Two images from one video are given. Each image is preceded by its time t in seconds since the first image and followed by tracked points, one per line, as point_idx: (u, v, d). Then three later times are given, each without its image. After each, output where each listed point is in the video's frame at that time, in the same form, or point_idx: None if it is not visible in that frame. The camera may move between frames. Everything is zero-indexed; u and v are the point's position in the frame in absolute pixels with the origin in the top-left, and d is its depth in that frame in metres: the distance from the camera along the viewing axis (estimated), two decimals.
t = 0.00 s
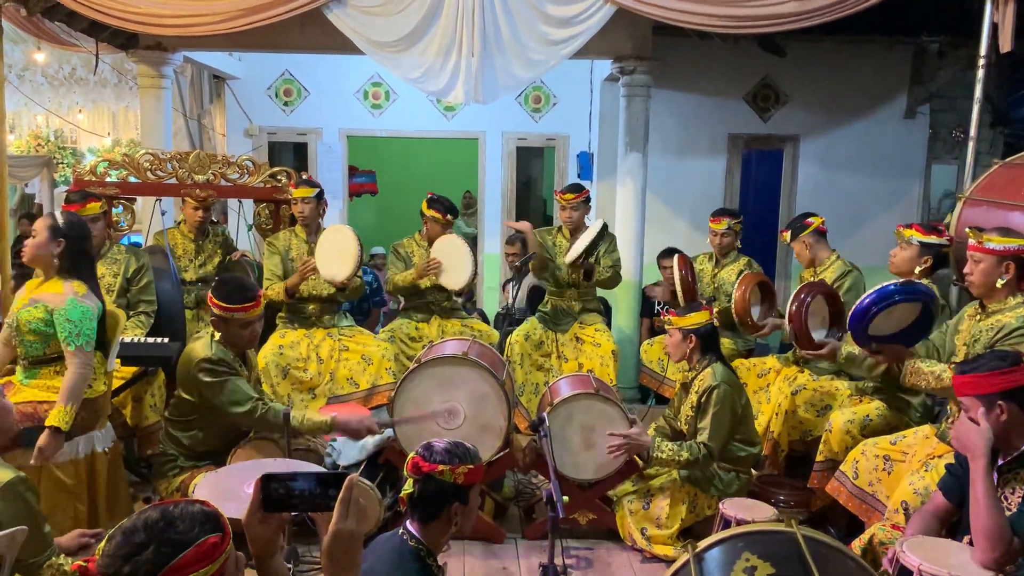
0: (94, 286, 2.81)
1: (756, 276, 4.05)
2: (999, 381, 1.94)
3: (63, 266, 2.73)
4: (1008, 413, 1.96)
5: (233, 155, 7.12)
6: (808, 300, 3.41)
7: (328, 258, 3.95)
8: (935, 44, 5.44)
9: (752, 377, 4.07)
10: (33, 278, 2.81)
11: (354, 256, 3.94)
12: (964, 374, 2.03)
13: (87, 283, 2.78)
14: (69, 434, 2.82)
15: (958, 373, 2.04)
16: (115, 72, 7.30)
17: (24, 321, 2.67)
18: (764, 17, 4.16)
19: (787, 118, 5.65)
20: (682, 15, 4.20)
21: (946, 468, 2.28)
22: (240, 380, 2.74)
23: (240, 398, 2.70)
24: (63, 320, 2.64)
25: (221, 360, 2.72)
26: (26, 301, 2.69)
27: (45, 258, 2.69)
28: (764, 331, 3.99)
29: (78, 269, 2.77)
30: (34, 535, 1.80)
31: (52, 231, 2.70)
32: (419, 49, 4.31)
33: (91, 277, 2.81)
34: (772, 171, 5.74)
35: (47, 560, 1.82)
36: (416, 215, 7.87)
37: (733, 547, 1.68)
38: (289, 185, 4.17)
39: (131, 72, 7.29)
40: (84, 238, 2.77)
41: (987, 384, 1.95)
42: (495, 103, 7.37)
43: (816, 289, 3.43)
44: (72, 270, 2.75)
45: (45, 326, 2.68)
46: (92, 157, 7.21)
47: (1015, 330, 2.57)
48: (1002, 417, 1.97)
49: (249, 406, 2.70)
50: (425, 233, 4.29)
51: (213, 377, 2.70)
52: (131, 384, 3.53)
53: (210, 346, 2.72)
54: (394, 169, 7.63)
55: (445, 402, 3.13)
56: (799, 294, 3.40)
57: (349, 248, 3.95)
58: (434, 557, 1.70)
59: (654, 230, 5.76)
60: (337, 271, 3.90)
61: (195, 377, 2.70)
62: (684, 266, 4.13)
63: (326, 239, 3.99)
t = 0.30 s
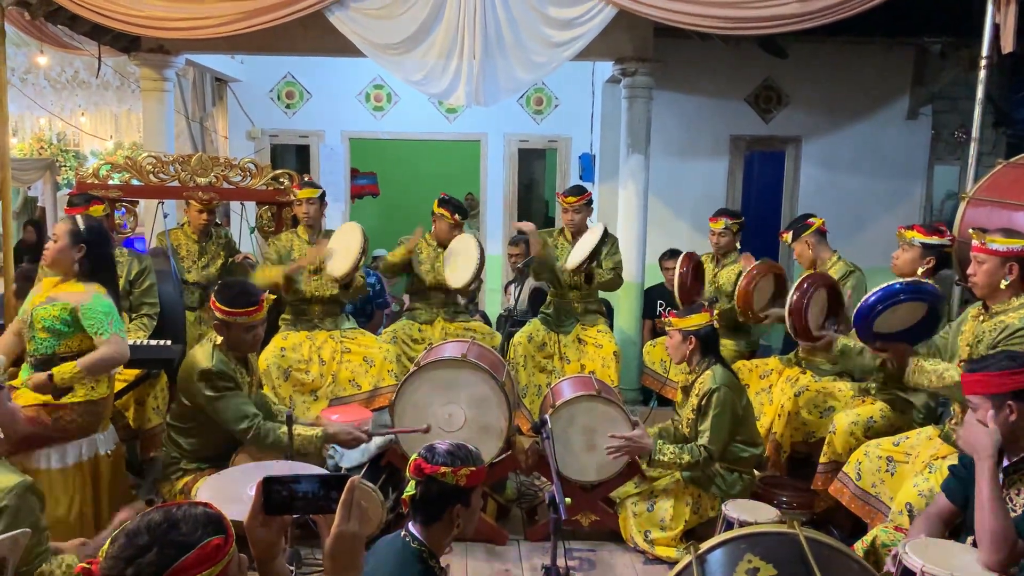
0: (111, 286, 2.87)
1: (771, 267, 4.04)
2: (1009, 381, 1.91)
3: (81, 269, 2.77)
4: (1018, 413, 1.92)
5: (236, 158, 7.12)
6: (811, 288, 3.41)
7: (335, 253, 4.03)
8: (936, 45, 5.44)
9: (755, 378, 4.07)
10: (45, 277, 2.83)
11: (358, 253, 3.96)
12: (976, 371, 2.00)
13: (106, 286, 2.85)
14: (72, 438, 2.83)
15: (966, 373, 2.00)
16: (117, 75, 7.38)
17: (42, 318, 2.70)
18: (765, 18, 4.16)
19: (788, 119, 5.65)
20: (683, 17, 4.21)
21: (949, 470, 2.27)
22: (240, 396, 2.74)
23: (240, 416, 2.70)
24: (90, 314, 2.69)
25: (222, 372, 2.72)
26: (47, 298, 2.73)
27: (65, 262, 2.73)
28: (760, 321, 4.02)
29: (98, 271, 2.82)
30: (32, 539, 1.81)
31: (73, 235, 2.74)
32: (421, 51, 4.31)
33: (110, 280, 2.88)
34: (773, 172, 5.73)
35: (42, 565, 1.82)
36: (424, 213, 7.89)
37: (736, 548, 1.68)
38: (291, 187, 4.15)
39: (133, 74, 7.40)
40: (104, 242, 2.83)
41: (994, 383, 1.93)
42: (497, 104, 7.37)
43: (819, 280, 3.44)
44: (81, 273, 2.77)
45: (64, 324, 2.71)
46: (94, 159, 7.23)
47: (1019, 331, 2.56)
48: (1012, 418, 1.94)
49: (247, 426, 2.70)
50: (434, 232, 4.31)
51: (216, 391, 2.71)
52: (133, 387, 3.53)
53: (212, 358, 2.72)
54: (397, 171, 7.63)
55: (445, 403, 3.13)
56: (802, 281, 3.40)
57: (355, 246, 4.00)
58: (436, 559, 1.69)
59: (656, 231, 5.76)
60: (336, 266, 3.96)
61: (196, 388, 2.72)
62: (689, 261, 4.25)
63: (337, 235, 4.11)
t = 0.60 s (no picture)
0: (117, 288, 2.87)
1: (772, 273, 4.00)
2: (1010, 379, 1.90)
3: (85, 272, 2.77)
4: None
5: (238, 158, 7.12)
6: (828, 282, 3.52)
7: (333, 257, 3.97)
8: (939, 44, 5.43)
9: (757, 378, 4.06)
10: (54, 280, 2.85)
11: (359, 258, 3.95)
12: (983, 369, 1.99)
13: (110, 288, 2.85)
14: (73, 439, 2.83)
15: (974, 371, 2.00)
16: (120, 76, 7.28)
17: (47, 317, 2.71)
18: (767, 18, 4.16)
19: (790, 119, 5.64)
20: (685, 17, 4.21)
21: (953, 470, 2.27)
22: (240, 402, 2.73)
23: (240, 421, 2.71)
24: (91, 315, 2.69)
25: (220, 383, 2.70)
26: (52, 298, 2.74)
27: (68, 266, 2.73)
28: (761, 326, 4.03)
29: (101, 273, 2.82)
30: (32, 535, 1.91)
31: (70, 240, 2.72)
32: (422, 52, 4.31)
33: (113, 282, 2.87)
34: (776, 172, 5.72)
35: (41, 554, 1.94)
36: (422, 213, 7.91)
37: (738, 548, 1.68)
38: (293, 189, 4.20)
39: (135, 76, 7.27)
40: (102, 244, 2.81)
41: (995, 382, 1.93)
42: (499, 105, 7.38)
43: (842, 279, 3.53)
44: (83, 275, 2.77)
45: (68, 325, 2.72)
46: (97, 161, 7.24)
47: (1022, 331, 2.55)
48: (1019, 418, 1.92)
49: (247, 431, 2.71)
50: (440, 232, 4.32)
51: (214, 399, 2.70)
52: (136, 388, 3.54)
53: (211, 369, 2.70)
54: (397, 174, 7.65)
55: (450, 404, 3.13)
56: (822, 273, 3.53)
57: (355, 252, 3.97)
58: (439, 559, 1.69)
59: (658, 231, 5.75)
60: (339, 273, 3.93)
61: (195, 399, 2.71)
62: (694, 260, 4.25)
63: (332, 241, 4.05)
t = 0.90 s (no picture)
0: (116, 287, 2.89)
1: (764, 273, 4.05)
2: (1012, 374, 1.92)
3: (83, 271, 2.76)
4: None
5: (241, 157, 7.13)
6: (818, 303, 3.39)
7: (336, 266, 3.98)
8: (942, 42, 5.42)
9: (759, 377, 4.06)
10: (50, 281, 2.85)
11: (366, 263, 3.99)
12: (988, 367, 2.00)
13: (110, 287, 2.86)
14: (76, 438, 2.83)
15: (978, 369, 1.99)
16: (122, 75, 7.26)
17: (50, 318, 2.71)
18: (769, 16, 4.15)
19: (793, 117, 5.63)
20: (687, 15, 4.20)
21: (956, 469, 2.27)
22: (247, 397, 2.75)
23: (247, 417, 2.73)
24: (100, 311, 2.71)
25: (227, 378, 2.72)
26: (55, 296, 2.75)
27: (67, 268, 2.72)
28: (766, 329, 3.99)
29: (99, 271, 2.82)
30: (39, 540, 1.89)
31: (65, 242, 2.70)
32: (424, 50, 4.31)
33: (110, 281, 2.88)
34: (778, 170, 5.71)
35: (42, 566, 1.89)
36: (418, 214, 7.68)
37: (740, 546, 1.67)
38: (296, 187, 4.18)
39: (138, 74, 7.25)
40: (94, 242, 2.79)
41: (1000, 380, 1.93)
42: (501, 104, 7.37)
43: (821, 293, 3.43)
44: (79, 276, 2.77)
45: (71, 324, 2.73)
46: (99, 159, 7.24)
47: None
48: None
49: (255, 427, 2.73)
50: (436, 233, 4.29)
51: (221, 395, 2.71)
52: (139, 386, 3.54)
53: (216, 363, 2.71)
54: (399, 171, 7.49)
55: (451, 402, 3.12)
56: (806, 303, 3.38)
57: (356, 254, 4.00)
58: (441, 556, 1.70)
59: (661, 230, 5.75)
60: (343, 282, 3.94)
61: (201, 395, 2.71)
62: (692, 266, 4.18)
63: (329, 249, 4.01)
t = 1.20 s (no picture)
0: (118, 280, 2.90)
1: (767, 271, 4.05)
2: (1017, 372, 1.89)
3: (87, 266, 2.78)
4: None
5: (243, 153, 7.13)
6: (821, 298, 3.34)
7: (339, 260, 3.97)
8: (945, 39, 5.41)
9: (762, 374, 4.06)
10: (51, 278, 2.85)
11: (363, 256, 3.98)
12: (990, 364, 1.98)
13: (112, 279, 2.87)
14: (80, 434, 2.84)
15: (981, 366, 1.98)
16: (125, 71, 7.26)
17: (54, 314, 2.71)
18: (773, 13, 4.14)
19: (796, 114, 5.62)
20: (690, 12, 4.20)
21: (959, 466, 2.27)
22: (257, 389, 2.74)
23: (259, 410, 2.71)
24: (106, 302, 2.73)
25: (235, 369, 2.72)
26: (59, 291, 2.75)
27: (74, 265, 2.72)
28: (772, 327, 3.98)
29: (102, 266, 2.83)
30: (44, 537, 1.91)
31: (71, 237, 2.70)
32: (427, 47, 4.31)
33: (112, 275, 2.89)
34: (782, 167, 5.70)
35: (48, 564, 1.90)
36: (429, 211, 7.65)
37: (742, 543, 1.68)
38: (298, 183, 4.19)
39: (141, 71, 7.23)
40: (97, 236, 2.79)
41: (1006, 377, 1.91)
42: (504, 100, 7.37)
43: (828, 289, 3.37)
44: (81, 273, 2.77)
45: (75, 319, 2.73)
46: (102, 156, 7.24)
47: None
48: None
49: (267, 418, 2.71)
50: (436, 231, 4.28)
51: (231, 387, 2.71)
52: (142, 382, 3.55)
53: (223, 356, 2.71)
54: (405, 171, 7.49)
55: (454, 398, 3.13)
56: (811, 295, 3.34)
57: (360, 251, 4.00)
58: (445, 552, 1.70)
59: (664, 226, 5.74)
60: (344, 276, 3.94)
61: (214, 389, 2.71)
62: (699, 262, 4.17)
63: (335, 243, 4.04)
